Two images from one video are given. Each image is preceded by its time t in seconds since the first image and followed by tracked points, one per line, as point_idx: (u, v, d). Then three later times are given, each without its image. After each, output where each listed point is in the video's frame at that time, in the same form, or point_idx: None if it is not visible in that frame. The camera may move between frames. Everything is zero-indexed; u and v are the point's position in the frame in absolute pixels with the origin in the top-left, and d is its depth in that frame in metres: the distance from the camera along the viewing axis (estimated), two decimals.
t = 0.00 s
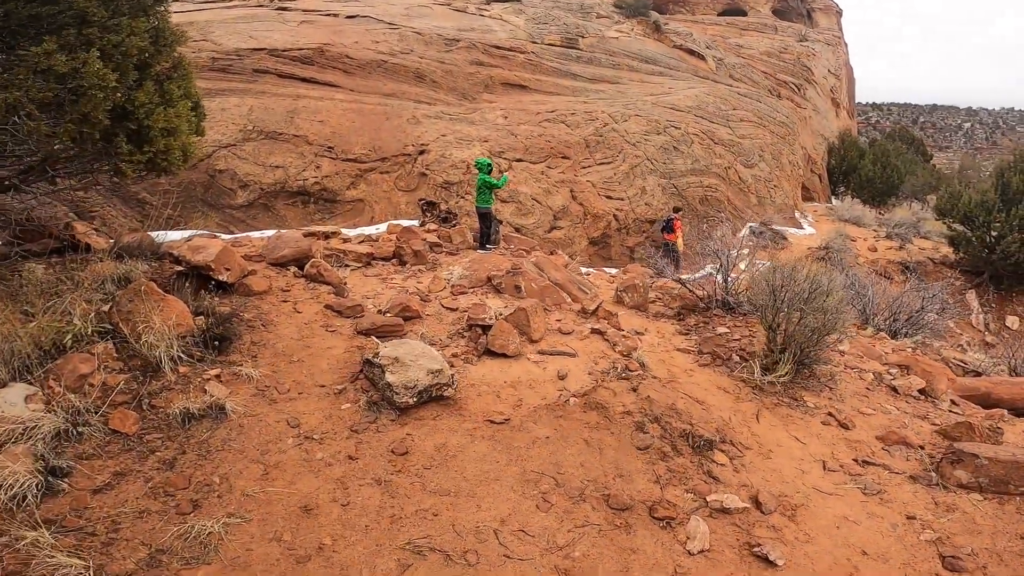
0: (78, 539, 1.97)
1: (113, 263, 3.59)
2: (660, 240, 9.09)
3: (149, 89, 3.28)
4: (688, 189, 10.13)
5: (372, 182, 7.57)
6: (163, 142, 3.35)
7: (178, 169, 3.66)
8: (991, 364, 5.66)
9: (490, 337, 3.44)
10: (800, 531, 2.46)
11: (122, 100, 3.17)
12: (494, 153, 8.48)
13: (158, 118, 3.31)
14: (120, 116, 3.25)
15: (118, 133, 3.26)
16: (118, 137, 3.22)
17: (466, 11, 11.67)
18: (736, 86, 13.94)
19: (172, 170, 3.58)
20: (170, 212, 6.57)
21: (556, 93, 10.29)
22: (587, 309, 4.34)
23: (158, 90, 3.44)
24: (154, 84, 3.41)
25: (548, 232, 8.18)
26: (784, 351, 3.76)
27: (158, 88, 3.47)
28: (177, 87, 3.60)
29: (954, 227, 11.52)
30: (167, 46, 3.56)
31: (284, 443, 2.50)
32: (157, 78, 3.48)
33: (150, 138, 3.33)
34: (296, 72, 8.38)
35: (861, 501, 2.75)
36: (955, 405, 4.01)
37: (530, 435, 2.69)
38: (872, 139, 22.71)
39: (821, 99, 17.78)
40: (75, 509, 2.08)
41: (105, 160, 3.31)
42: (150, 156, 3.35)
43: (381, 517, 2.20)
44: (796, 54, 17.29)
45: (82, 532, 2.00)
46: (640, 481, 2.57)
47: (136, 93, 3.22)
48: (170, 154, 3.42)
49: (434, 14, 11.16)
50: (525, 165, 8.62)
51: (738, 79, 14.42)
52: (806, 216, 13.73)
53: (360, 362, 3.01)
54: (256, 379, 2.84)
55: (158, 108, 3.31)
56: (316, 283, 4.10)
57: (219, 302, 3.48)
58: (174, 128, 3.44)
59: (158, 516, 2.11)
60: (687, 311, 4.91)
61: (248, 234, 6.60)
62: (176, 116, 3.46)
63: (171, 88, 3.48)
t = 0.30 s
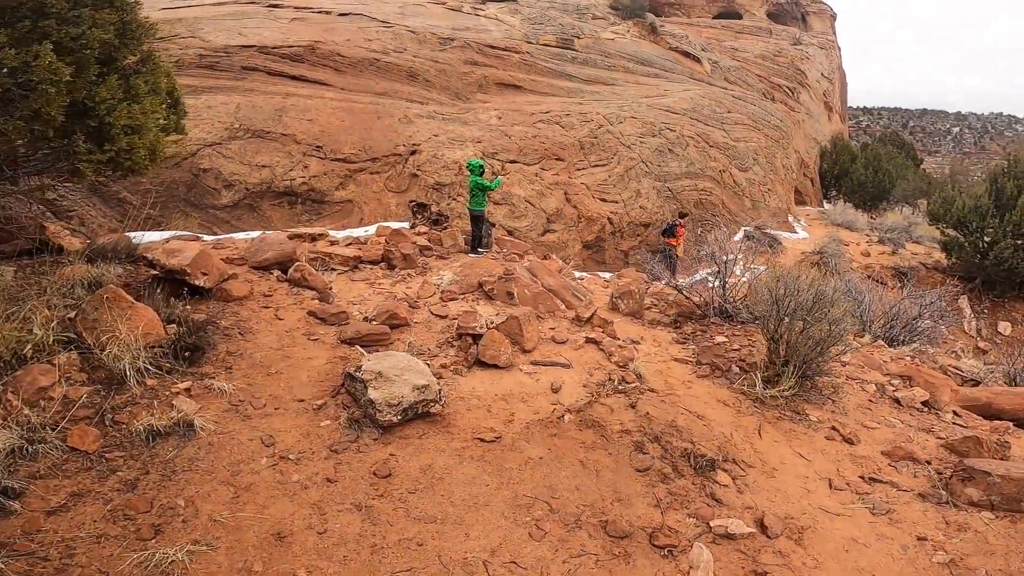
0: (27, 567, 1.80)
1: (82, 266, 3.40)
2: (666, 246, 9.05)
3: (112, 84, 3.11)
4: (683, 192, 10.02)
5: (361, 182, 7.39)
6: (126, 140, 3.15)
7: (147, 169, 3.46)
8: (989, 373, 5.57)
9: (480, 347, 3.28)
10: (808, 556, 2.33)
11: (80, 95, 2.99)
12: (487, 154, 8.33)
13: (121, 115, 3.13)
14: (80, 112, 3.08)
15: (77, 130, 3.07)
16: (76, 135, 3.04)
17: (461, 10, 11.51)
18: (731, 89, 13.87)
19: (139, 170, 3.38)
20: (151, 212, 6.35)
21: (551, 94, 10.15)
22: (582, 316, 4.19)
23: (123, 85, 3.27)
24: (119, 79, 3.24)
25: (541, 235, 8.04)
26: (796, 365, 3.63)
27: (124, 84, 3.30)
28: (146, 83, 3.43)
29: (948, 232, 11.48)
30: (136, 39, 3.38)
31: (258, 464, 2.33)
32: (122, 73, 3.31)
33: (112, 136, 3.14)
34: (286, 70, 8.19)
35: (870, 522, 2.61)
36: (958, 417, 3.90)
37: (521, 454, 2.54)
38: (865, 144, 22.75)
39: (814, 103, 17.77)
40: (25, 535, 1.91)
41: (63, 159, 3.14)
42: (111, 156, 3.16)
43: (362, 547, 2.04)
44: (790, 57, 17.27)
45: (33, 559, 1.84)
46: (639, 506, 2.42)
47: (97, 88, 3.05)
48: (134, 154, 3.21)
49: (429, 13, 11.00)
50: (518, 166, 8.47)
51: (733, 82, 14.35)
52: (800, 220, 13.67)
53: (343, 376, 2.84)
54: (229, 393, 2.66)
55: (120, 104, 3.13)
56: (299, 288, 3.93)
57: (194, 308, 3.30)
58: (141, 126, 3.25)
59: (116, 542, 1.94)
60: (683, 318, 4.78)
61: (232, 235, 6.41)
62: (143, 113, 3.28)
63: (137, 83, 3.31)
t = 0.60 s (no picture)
0: None
1: (49, 272, 3.22)
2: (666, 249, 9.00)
3: (63, 85, 3.04)
4: (675, 195, 9.93)
5: (348, 184, 7.22)
6: (79, 143, 3.08)
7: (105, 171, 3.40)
8: (984, 380, 5.50)
9: (469, 359, 3.14)
10: None
11: (28, 96, 2.93)
12: (477, 155, 8.19)
13: (73, 117, 3.06)
14: (30, 114, 3.01)
15: (27, 132, 3.02)
16: (24, 138, 2.97)
17: (453, 9, 11.35)
18: (723, 91, 13.82)
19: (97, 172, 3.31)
20: (129, 214, 6.14)
21: (542, 95, 10.02)
22: (573, 325, 4.05)
23: (79, 85, 3.19)
24: (73, 79, 3.17)
25: (533, 238, 7.90)
26: (798, 376, 3.51)
27: (79, 83, 3.22)
28: (104, 81, 3.36)
29: (937, 236, 11.46)
30: (93, 36, 3.30)
31: (228, 489, 2.18)
32: (76, 71, 3.25)
33: (64, 139, 3.07)
34: (271, 68, 8.00)
35: (875, 542, 2.50)
36: (958, 428, 3.80)
37: (510, 478, 2.40)
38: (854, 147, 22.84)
39: (805, 106, 17.79)
40: None
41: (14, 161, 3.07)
42: (64, 159, 3.09)
43: None
44: (780, 60, 17.27)
45: None
46: (636, 532, 2.29)
47: (47, 89, 2.98)
48: (89, 157, 3.15)
49: (419, 11, 10.83)
50: (509, 168, 8.34)
51: (725, 83, 14.31)
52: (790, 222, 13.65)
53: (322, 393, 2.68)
54: (200, 411, 2.50)
55: (73, 106, 3.07)
56: (279, 296, 3.76)
57: (166, 318, 3.13)
58: (96, 127, 3.19)
59: (73, 572, 1.77)
60: (677, 326, 4.66)
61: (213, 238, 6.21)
62: (99, 114, 3.21)
63: (93, 82, 3.22)
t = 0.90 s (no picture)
0: None
1: (16, 277, 3.03)
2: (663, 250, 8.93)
3: (20, 78, 2.89)
4: (667, 195, 9.84)
5: (335, 183, 7.04)
6: (36, 142, 2.90)
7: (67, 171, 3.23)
8: (977, 382, 5.45)
9: (463, 368, 2.99)
10: None
11: None
12: (469, 154, 8.03)
13: (31, 113, 2.89)
14: None
15: None
16: None
17: (444, 6, 11.17)
18: (714, 91, 13.77)
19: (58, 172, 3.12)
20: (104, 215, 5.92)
21: (534, 94, 9.88)
22: (570, 330, 3.92)
23: (38, 79, 3.05)
24: (32, 73, 3.02)
25: (525, 239, 7.77)
26: (802, 385, 3.42)
27: (39, 78, 3.08)
28: (67, 75, 3.20)
29: (925, 237, 11.48)
30: (55, 27, 3.16)
31: (209, 514, 2.01)
32: (38, 65, 3.11)
33: (21, 137, 2.88)
34: (257, 65, 7.78)
35: (891, 555, 2.40)
36: (961, 434, 3.73)
37: (512, 499, 2.27)
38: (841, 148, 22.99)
39: (793, 107, 17.83)
40: None
41: None
42: (20, 159, 2.89)
43: None
44: (770, 60, 17.29)
45: None
46: (648, 555, 2.17)
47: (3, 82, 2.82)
48: (48, 156, 2.97)
49: (410, 8, 10.63)
50: (501, 167, 8.19)
51: (715, 84, 14.27)
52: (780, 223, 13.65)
53: (308, 410, 2.52)
54: (176, 430, 2.34)
55: (31, 102, 2.90)
56: (263, 301, 3.59)
57: (141, 327, 2.95)
58: (56, 124, 3.02)
59: None
60: (674, 331, 4.55)
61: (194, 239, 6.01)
62: (60, 109, 3.06)
63: (53, 76, 3.08)
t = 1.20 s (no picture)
0: None
1: None
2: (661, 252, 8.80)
3: None
4: (664, 196, 9.71)
5: (326, 182, 6.80)
6: None
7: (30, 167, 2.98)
8: (978, 387, 5.33)
9: (469, 381, 2.80)
10: None
11: None
12: (464, 153, 7.83)
13: None
14: None
15: None
16: None
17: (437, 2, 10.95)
18: (709, 92, 13.68)
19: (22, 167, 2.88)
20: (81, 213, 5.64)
21: (530, 92, 9.70)
22: (576, 337, 3.74)
23: None
24: None
25: (522, 240, 7.59)
26: (826, 397, 3.27)
27: None
28: (30, 61, 2.99)
29: (918, 239, 11.43)
30: (21, 10, 2.93)
31: (201, 550, 1.81)
32: None
33: None
34: (245, 59, 7.52)
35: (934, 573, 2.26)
36: (979, 441, 3.59)
37: (536, 527, 2.11)
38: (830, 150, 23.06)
39: (785, 109, 17.82)
40: None
41: None
42: None
43: None
44: (762, 62, 17.26)
45: None
46: None
47: None
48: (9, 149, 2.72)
49: (403, 3, 10.40)
50: (497, 166, 8.00)
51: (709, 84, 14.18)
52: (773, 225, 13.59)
53: (307, 432, 2.31)
54: (158, 453, 2.12)
55: None
56: (251, 307, 3.37)
57: (119, 337, 2.72)
58: (17, 114, 2.78)
59: None
60: (682, 336, 4.38)
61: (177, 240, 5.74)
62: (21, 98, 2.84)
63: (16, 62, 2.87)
